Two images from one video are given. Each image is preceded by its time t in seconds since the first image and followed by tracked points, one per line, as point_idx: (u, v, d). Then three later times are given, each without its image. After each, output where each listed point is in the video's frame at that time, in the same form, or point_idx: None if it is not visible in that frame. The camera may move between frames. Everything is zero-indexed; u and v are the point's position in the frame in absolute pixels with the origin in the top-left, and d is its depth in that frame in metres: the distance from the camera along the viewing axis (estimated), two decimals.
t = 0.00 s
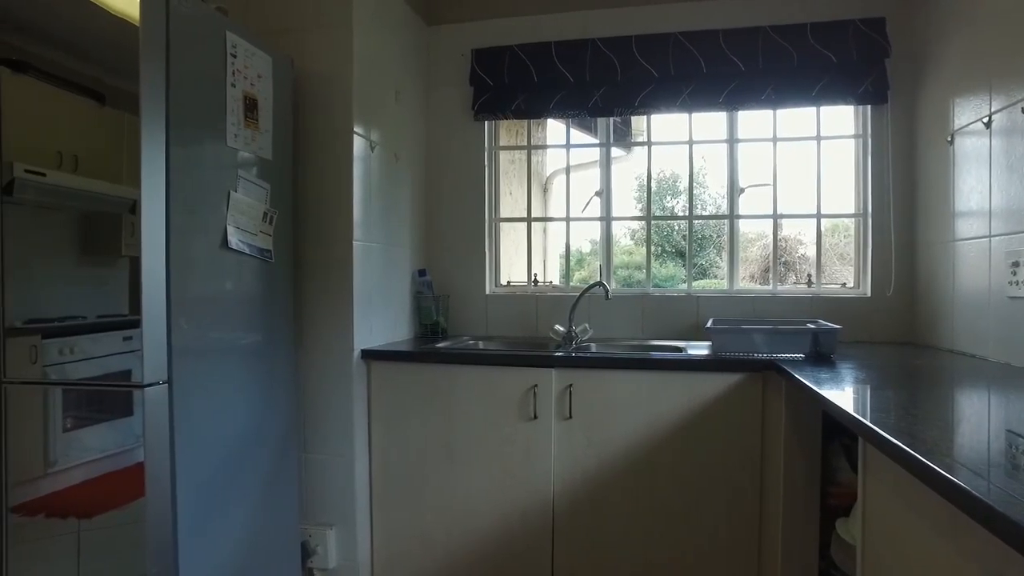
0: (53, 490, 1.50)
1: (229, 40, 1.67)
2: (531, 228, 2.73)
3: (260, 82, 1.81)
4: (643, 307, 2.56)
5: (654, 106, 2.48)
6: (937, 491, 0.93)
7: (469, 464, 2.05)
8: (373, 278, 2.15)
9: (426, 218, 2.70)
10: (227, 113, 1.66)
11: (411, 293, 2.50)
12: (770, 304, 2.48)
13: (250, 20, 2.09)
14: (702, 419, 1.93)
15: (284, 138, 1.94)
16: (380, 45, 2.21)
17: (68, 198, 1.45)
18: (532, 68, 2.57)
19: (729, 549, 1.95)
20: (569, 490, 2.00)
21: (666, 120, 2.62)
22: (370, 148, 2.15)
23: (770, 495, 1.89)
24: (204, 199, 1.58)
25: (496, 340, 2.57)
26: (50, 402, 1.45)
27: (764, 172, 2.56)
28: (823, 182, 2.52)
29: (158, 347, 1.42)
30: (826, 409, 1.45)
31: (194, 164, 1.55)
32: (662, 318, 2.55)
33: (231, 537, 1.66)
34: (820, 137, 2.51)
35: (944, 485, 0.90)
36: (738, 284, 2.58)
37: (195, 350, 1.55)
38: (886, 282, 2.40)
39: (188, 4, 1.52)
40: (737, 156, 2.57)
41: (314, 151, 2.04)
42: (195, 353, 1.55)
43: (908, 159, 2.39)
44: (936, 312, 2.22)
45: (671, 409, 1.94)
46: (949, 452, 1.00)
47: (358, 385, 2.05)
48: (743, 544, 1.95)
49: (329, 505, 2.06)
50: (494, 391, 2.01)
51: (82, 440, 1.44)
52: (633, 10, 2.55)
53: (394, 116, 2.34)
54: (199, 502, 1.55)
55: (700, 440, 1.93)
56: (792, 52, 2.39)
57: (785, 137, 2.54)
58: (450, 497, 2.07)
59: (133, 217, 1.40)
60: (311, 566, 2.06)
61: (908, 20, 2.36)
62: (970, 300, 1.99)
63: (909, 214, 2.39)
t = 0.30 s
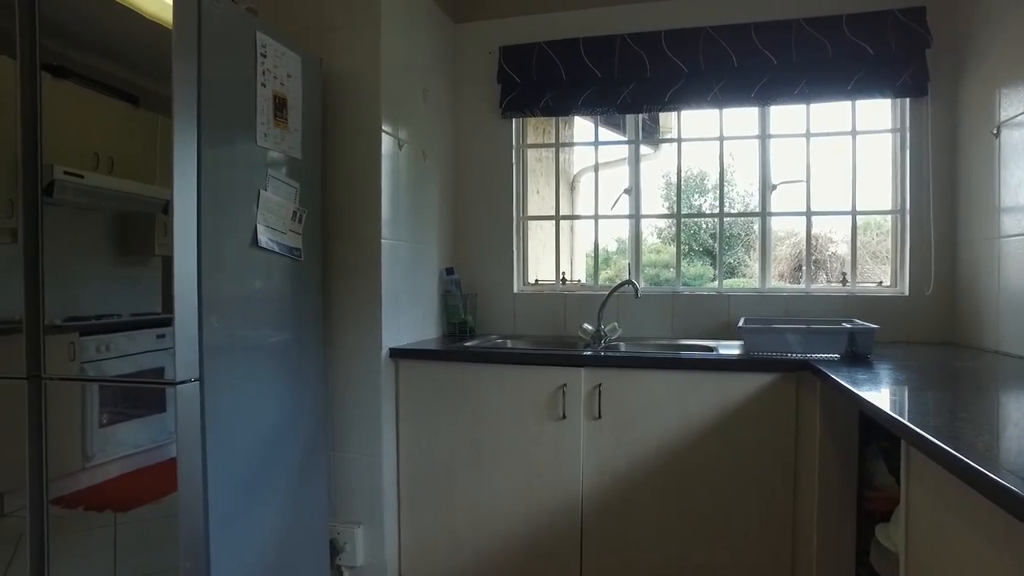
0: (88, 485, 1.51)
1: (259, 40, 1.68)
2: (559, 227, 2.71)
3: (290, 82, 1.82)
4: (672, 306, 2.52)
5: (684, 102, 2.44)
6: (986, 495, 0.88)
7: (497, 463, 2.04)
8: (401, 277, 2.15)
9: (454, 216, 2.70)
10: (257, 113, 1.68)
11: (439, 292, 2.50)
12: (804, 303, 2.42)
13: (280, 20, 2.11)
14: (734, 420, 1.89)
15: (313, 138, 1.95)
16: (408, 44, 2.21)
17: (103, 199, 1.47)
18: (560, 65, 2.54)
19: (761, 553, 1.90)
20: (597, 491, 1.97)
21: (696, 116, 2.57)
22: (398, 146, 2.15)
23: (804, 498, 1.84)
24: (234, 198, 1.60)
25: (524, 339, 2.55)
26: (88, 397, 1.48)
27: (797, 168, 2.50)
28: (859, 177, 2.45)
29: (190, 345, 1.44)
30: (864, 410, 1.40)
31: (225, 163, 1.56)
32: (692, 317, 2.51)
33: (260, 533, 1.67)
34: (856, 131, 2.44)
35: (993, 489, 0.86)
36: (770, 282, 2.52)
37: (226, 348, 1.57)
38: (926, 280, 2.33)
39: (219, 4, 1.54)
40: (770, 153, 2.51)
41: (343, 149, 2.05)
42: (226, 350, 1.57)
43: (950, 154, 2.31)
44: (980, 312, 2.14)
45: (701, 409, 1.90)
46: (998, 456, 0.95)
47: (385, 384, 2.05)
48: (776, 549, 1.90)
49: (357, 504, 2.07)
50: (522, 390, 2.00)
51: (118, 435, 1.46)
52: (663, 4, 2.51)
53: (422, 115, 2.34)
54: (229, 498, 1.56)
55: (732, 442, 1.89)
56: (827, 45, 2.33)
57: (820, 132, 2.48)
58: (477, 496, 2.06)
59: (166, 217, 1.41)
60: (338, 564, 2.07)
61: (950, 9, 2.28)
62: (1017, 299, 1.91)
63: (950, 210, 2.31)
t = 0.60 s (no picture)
0: (119, 480, 1.53)
1: (284, 41, 1.69)
2: (582, 226, 2.68)
3: (314, 82, 1.82)
4: (698, 306, 2.48)
5: (711, 99, 2.40)
6: None
7: (520, 464, 2.02)
8: (425, 276, 2.15)
9: (477, 216, 2.69)
10: (282, 113, 1.68)
11: (463, 292, 2.50)
12: (835, 303, 2.36)
13: (305, 20, 2.11)
14: (763, 423, 1.85)
15: (338, 137, 1.95)
16: (431, 43, 2.20)
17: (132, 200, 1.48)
18: (585, 62, 2.52)
19: (791, 560, 1.86)
20: (622, 493, 1.95)
21: (722, 113, 2.53)
22: (422, 145, 2.15)
23: (836, 504, 1.79)
24: (259, 198, 1.61)
25: (548, 339, 2.53)
26: (118, 395, 1.50)
27: (827, 165, 2.44)
28: (892, 174, 2.38)
29: (215, 344, 1.45)
30: (900, 414, 1.35)
31: (250, 163, 1.57)
32: (719, 318, 2.46)
33: (284, 532, 1.68)
34: (888, 127, 2.38)
35: None
36: (798, 282, 2.46)
37: (252, 347, 1.57)
38: (962, 280, 2.25)
39: (245, 5, 1.55)
40: (798, 150, 2.46)
41: (367, 149, 2.05)
42: (252, 349, 1.58)
43: (988, 149, 2.23)
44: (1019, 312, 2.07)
45: (729, 411, 1.86)
46: None
47: (409, 383, 2.05)
48: (806, 557, 1.86)
49: (381, 504, 2.07)
50: (546, 390, 1.98)
51: (146, 432, 1.47)
52: None
53: (446, 113, 2.34)
54: (254, 496, 1.57)
55: (761, 445, 1.86)
56: (858, 38, 2.27)
57: (850, 128, 2.41)
58: (500, 497, 2.05)
59: (193, 217, 1.43)
60: (362, 563, 2.07)
61: None
62: None
63: (988, 207, 2.23)
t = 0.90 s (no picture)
0: (147, 476, 1.54)
1: (309, 39, 1.69)
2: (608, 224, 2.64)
3: (339, 80, 1.82)
4: (727, 305, 2.43)
5: (740, 95, 2.35)
6: None
7: (545, 464, 2.00)
8: (450, 275, 2.13)
9: (503, 214, 2.67)
10: (307, 111, 1.68)
11: (487, 290, 2.48)
12: (869, 303, 2.29)
13: (330, 18, 2.11)
14: (796, 426, 1.80)
15: (362, 135, 1.95)
16: (456, 40, 2.19)
17: (159, 200, 1.49)
18: (610, 58, 2.48)
19: (825, 567, 1.81)
20: (649, 496, 1.91)
21: (750, 109, 2.47)
22: (447, 143, 2.13)
23: (872, 510, 1.74)
24: (284, 197, 1.61)
25: (574, 339, 2.50)
26: (146, 392, 1.51)
27: (860, 161, 2.37)
28: (929, 170, 2.31)
29: (240, 342, 1.46)
30: (941, 417, 1.30)
31: (275, 162, 1.57)
32: (748, 317, 2.41)
33: (309, 531, 1.68)
34: (925, 121, 2.30)
35: None
36: (830, 281, 2.39)
37: (277, 346, 1.58)
38: (1004, 279, 2.17)
39: (270, 3, 1.55)
40: (829, 146, 2.39)
41: (392, 147, 2.04)
42: (277, 348, 1.58)
43: None
44: None
45: (760, 413, 1.82)
46: None
47: (434, 382, 2.04)
48: (841, 564, 1.80)
49: (406, 503, 2.06)
50: (571, 391, 1.96)
51: (174, 429, 1.48)
52: None
53: (470, 111, 2.32)
54: (279, 495, 1.57)
55: (793, 448, 1.80)
56: (894, 30, 2.20)
57: (885, 123, 2.34)
58: (525, 498, 2.03)
59: (218, 217, 1.43)
60: (387, 563, 2.06)
61: None
62: None
63: None
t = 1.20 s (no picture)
0: (182, 473, 1.56)
1: (339, 37, 1.68)
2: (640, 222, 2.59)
3: (370, 78, 1.82)
4: (764, 305, 2.36)
5: (776, 89, 2.28)
6: None
7: (577, 466, 1.97)
8: (481, 273, 2.12)
9: (533, 212, 2.64)
10: (338, 109, 1.68)
11: (518, 289, 2.46)
12: (914, 303, 2.20)
13: (361, 17, 2.11)
14: (838, 430, 1.73)
15: (393, 134, 1.94)
16: (485, 36, 2.17)
17: (195, 201, 1.51)
18: (643, 53, 2.43)
19: None
20: (684, 500, 1.86)
21: (786, 103, 2.40)
22: (477, 141, 2.11)
23: (920, 519, 1.66)
24: (316, 196, 1.61)
25: (606, 338, 2.46)
26: (181, 390, 1.52)
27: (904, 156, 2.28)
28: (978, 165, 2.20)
29: (273, 341, 1.46)
30: (997, 422, 1.23)
31: (307, 161, 1.57)
32: (786, 317, 2.34)
33: (340, 531, 1.67)
34: (974, 113, 2.20)
35: None
36: (871, 281, 2.31)
37: (308, 345, 1.57)
38: None
39: (301, 2, 1.55)
40: (871, 140, 2.31)
41: (423, 145, 2.03)
42: (308, 347, 1.58)
43: None
44: None
45: (800, 416, 1.76)
46: None
47: (465, 382, 2.03)
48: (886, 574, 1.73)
49: (436, 504, 2.05)
50: (604, 391, 1.92)
51: (208, 427, 1.49)
52: None
53: (500, 108, 2.30)
54: (310, 495, 1.57)
55: (836, 453, 1.74)
56: (941, 19, 2.11)
57: (930, 116, 2.25)
58: (556, 500, 2.00)
59: (251, 217, 1.43)
60: (417, 564, 2.05)
61: None
62: None
63: None
